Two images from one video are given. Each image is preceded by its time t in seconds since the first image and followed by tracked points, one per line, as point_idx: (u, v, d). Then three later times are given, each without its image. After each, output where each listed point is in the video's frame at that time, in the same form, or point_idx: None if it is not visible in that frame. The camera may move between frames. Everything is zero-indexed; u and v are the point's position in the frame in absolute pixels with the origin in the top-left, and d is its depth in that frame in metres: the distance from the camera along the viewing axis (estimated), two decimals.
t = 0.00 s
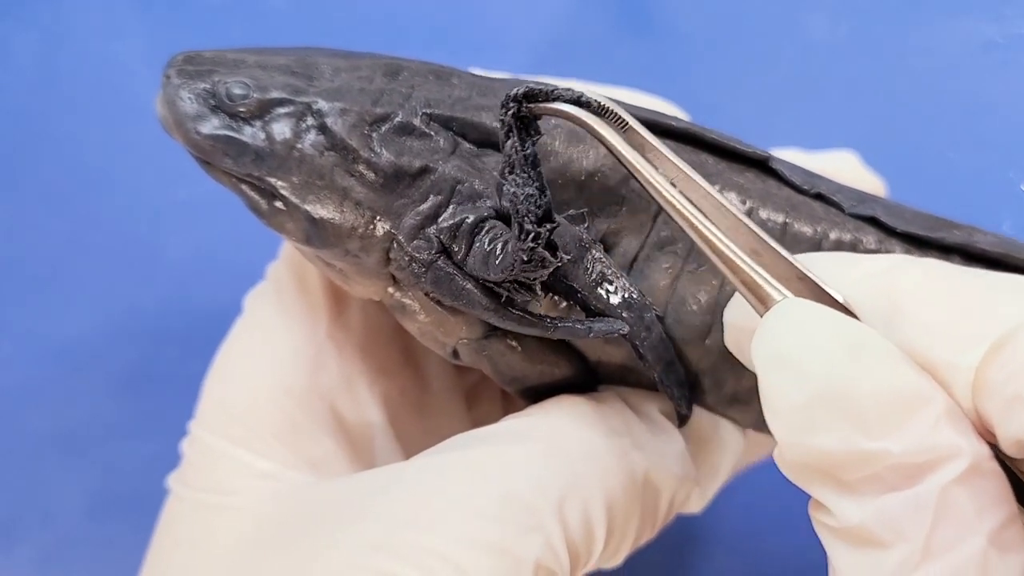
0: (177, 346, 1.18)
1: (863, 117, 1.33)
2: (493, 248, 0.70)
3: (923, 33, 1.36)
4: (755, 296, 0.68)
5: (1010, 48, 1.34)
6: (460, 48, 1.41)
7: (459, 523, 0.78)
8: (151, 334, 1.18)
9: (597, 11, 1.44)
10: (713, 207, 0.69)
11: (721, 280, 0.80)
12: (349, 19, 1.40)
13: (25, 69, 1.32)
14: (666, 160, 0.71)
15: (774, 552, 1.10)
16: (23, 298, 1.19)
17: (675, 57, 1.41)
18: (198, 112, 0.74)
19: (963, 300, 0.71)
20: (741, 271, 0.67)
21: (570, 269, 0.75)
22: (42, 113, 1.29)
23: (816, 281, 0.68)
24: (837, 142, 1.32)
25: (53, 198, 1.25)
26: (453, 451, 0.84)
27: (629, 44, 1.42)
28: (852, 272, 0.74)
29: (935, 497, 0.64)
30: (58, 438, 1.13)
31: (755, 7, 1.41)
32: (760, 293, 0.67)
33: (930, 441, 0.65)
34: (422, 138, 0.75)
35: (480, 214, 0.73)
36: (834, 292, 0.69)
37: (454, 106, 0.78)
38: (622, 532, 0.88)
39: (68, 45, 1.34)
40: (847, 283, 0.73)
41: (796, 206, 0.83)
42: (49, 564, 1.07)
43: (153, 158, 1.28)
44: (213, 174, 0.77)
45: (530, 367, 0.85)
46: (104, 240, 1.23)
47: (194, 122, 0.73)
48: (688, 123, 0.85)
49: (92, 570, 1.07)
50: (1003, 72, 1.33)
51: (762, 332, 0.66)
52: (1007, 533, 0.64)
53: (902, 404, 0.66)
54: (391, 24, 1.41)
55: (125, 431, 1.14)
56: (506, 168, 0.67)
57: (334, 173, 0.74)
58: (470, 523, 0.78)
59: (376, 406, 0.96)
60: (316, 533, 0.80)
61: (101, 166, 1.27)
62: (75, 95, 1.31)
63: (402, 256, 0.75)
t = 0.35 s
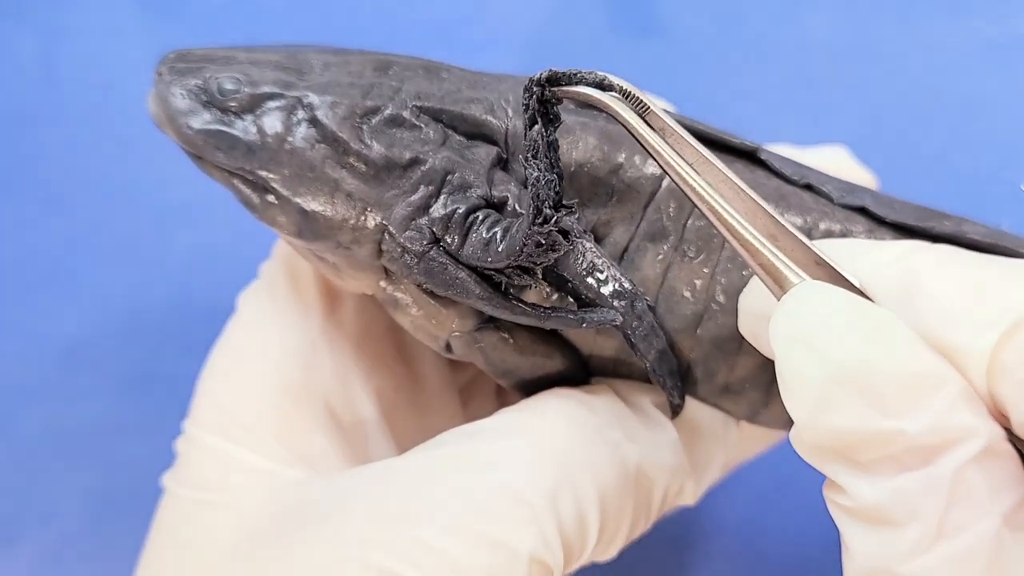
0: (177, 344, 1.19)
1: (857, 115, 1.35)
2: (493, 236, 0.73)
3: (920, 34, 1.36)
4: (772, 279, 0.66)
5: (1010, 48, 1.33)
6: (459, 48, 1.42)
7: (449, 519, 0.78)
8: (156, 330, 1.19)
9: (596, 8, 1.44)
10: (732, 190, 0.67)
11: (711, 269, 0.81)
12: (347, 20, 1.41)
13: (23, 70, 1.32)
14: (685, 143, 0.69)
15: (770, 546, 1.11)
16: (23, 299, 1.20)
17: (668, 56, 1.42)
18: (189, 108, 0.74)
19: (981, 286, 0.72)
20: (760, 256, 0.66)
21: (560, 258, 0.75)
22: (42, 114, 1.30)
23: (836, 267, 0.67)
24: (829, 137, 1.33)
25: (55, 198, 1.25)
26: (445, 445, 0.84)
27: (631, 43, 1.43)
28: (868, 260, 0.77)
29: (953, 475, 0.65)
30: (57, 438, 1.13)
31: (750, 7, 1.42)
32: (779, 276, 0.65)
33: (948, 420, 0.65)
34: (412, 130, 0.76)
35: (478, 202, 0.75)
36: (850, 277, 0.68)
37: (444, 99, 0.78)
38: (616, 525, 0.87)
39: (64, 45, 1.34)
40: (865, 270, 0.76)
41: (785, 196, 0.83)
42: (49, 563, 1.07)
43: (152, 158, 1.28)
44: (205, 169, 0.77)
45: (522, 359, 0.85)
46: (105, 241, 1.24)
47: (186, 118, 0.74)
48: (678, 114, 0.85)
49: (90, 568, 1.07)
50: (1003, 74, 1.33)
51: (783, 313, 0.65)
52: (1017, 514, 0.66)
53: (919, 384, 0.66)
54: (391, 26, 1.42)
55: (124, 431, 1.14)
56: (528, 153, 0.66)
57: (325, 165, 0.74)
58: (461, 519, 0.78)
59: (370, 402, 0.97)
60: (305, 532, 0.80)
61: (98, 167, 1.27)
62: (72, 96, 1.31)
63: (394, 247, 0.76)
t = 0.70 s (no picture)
0: (181, 347, 1.19)
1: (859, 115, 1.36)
2: (495, 238, 0.72)
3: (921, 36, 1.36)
4: (750, 286, 0.66)
5: (1010, 48, 1.35)
6: (460, 49, 1.42)
7: (453, 519, 0.78)
8: (149, 334, 1.19)
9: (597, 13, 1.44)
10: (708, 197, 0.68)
11: (715, 271, 0.80)
12: (348, 19, 1.41)
13: (22, 69, 1.32)
14: (661, 151, 0.70)
15: (771, 547, 1.11)
16: (25, 298, 1.20)
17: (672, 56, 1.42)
18: (193, 108, 0.74)
19: (959, 289, 0.72)
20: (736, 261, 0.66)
21: (563, 260, 0.75)
22: (42, 114, 1.29)
23: (812, 274, 0.67)
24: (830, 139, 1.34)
25: (55, 198, 1.25)
26: (449, 446, 0.84)
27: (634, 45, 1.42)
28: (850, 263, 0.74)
29: (928, 485, 0.65)
30: (59, 439, 1.12)
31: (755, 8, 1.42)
32: (756, 284, 0.66)
33: (923, 428, 0.66)
34: (415, 131, 0.76)
35: (478, 205, 0.75)
36: (829, 284, 0.69)
37: (448, 100, 0.78)
38: (619, 526, 0.88)
39: (65, 44, 1.34)
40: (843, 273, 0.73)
41: (788, 198, 0.83)
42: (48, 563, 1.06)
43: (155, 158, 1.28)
44: (209, 170, 0.78)
45: (525, 360, 0.85)
46: (107, 240, 1.24)
47: (190, 118, 0.74)
48: (682, 117, 0.85)
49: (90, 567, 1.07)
50: (1003, 71, 1.35)
51: (760, 320, 0.65)
52: (998, 523, 0.65)
53: (895, 392, 0.66)
54: (393, 26, 1.42)
55: (126, 430, 1.14)
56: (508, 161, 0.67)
57: (329, 166, 0.74)
58: (465, 520, 0.78)
59: (373, 403, 0.96)
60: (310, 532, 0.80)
61: (99, 167, 1.27)
62: (73, 95, 1.31)
63: (397, 248, 0.76)
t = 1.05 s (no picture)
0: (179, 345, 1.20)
1: (864, 118, 1.37)
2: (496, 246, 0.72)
3: (921, 38, 1.38)
4: (692, 317, 0.64)
5: (1010, 49, 1.36)
6: (460, 53, 1.42)
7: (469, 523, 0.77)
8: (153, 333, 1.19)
9: (598, 16, 1.45)
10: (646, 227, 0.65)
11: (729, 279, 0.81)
12: (350, 18, 1.42)
13: (22, 67, 1.30)
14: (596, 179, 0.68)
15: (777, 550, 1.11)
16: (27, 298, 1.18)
17: (680, 59, 1.43)
18: (209, 111, 0.74)
19: (899, 321, 0.68)
20: (677, 293, 0.63)
21: (577, 268, 0.75)
22: (43, 113, 1.28)
23: (755, 304, 0.64)
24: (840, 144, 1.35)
25: (56, 198, 1.24)
26: (462, 450, 0.84)
27: (636, 47, 1.44)
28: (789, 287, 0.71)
29: (870, 523, 0.63)
30: (58, 440, 1.11)
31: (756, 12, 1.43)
32: (698, 316, 0.63)
33: (863, 465, 0.63)
34: (431, 136, 0.75)
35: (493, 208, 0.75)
36: (773, 312, 0.66)
37: (464, 105, 0.78)
38: (632, 530, 0.88)
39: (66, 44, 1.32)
40: (785, 301, 0.70)
41: (803, 207, 0.83)
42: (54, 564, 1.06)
43: (159, 159, 1.28)
44: (223, 173, 0.78)
45: (537, 366, 0.85)
46: (110, 240, 1.23)
47: (205, 121, 0.74)
48: (696, 124, 0.85)
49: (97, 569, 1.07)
50: (1002, 73, 1.36)
51: (701, 354, 0.62)
52: (946, 555, 0.62)
53: (834, 428, 0.63)
54: (393, 29, 1.42)
55: (134, 430, 1.13)
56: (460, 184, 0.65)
57: (344, 171, 0.74)
58: (480, 524, 0.78)
59: (385, 406, 0.97)
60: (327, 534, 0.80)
61: (101, 168, 1.26)
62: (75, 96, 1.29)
63: (411, 254, 0.76)
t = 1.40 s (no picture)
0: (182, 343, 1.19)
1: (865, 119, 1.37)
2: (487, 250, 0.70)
3: (921, 38, 1.38)
4: (679, 328, 0.61)
5: (1010, 49, 1.36)
6: (460, 53, 1.42)
7: (471, 522, 0.77)
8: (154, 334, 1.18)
9: (598, 19, 1.45)
10: (633, 237, 0.63)
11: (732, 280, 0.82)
12: (350, 18, 1.42)
13: (24, 65, 1.30)
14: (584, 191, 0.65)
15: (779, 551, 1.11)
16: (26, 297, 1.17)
17: (682, 60, 1.43)
18: (213, 110, 0.74)
19: (882, 330, 0.66)
20: (663, 304, 0.60)
21: (581, 270, 0.76)
22: (46, 113, 1.28)
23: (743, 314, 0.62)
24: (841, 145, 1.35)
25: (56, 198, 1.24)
26: (467, 450, 0.84)
27: (637, 52, 1.44)
28: (776, 295, 0.70)
29: (858, 534, 0.60)
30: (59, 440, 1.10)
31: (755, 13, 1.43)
32: (686, 326, 0.61)
33: (849, 475, 0.61)
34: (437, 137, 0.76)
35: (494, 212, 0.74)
36: (763, 323, 0.64)
37: (469, 106, 0.79)
38: (635, 530, 0.88)
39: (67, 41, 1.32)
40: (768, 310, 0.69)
41: (807, 209, 0.83)
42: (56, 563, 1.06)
43: (162, 159, 1.28)
44: (227, 172, 0.78)
45: (540, 366, 0.85)
46: (111, 240, 1.23)
47: (210, 121, 0.74)
48: (700, 126, 0.86)
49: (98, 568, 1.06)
50: (996, 72, 1.36)
51: (686, 365, 0.60)
52: (936, 566, 0.59)
53: (821, 439, 0.61)
54: (392, 29, 1.42)
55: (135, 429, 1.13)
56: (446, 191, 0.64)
57: (349, 172, 0.74)
58: (485, 523, 0.78)
59: (389, 405, 0.97)
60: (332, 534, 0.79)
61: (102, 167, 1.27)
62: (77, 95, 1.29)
63: (415, 255, 0.76)
